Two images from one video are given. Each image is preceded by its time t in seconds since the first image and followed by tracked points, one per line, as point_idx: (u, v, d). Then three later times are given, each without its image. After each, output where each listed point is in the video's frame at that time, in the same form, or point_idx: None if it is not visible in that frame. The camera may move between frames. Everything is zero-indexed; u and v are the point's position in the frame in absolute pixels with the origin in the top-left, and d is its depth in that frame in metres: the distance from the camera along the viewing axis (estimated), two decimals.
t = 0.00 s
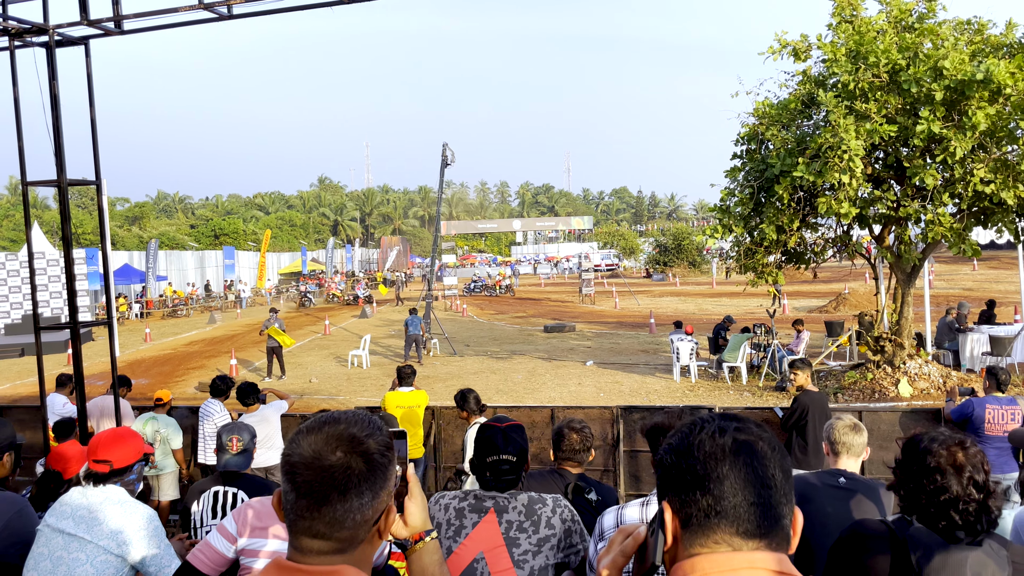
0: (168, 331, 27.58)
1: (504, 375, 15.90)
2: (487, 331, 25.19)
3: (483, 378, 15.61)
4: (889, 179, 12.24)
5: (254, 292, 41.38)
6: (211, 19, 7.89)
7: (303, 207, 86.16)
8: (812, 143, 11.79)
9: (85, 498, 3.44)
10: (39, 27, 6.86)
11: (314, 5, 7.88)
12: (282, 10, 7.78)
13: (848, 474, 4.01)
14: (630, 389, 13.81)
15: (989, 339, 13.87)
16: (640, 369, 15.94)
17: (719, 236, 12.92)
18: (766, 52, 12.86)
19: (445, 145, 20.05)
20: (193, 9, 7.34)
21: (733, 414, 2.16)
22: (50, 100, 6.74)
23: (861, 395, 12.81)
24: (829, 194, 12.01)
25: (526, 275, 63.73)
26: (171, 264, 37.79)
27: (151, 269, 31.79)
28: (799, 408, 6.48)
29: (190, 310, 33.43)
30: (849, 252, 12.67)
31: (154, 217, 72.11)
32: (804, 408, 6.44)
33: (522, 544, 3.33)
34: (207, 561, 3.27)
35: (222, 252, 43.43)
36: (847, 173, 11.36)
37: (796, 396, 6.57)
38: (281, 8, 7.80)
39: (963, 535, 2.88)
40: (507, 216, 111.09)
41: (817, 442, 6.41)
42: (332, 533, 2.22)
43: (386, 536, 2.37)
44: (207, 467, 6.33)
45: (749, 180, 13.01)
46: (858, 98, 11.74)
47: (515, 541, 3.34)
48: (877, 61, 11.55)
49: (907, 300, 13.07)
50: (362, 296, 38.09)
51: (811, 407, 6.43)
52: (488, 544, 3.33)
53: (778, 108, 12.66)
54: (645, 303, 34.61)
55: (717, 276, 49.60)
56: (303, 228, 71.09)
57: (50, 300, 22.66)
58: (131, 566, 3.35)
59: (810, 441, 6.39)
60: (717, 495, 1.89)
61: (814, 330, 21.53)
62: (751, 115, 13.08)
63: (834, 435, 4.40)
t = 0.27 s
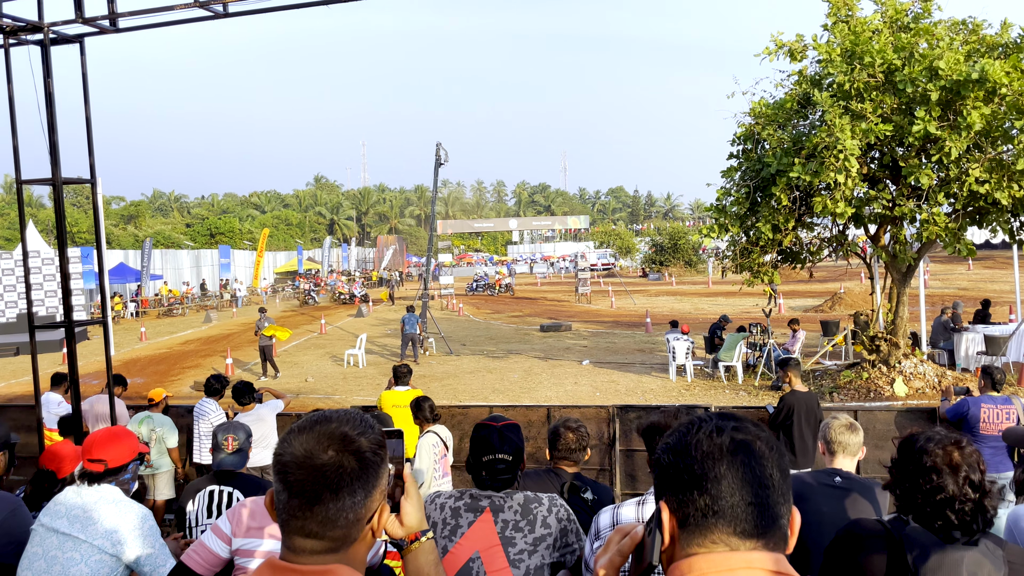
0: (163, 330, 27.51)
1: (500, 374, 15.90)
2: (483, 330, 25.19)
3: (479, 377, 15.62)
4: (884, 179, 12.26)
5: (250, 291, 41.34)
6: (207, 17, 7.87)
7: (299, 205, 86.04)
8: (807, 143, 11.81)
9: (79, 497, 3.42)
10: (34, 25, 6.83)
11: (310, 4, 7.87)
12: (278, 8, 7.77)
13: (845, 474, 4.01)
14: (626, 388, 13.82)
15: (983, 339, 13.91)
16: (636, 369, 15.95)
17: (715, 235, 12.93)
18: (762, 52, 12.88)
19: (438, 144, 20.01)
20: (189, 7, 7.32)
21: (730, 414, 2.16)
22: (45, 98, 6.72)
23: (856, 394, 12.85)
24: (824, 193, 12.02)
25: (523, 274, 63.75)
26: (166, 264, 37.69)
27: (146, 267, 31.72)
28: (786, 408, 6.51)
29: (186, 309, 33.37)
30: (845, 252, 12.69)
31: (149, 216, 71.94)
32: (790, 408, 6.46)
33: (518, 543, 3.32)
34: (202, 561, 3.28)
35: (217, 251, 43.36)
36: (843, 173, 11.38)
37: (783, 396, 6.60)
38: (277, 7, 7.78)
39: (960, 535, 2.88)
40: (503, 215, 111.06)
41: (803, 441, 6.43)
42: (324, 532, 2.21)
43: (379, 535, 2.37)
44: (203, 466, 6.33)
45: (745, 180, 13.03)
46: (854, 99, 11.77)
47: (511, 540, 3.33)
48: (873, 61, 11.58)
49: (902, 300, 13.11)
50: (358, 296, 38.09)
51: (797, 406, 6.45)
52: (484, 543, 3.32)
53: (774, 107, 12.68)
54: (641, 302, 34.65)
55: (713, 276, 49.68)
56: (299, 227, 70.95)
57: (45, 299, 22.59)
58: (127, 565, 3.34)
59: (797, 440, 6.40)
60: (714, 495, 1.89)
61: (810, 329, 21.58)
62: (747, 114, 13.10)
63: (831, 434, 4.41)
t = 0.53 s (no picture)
0: (157, 329, 27.44)
1: (495, 373, 15.90)
2: (478, 329, 25.20)
3: (474, 376, 15.62)
4: (878, 178, 12.30)
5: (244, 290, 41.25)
6: (201, 16, 7.85)
7: (294, 204, 85.86)
8: (801, 142, 11.84)
9: (72, 496, 3.41)
10: (27, 23, 6.81)
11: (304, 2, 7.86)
12: (272, 6, 7.75)
13: (838, 472, 4.02)
14: (620, 387, 13.85)
15: (976, 338, 13.94)
16: (630, 368, 15.97)
17: (709, 234, 12.95)
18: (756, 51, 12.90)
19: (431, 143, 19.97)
20: (182, 5, 7.30)
21: (725, 412, 2.17)
22: (38, 95, 6.70)
23: (849, 393, 12.89)
24: (818, 192, 12.05)
25: (518, 273, 63.77)
26: (160, 262, 37.59)
27: (140, 266, 31.62)
28: (770, 405, 6.54)
29: (179, 308, 33.29)
30: (838, 251, 12.72)
31: (143, 214, 71.70)
32: (773, 406, 6.50)
33: (512, 542, 3.32)
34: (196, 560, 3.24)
35: (211, 249, 43.26)
36: (836, 172, 11.42)
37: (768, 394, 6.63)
38: (272, 5, 7.77)
39: (952, 533, 2.88)
40: (498, 214, 111.01)
41: (788, 438, 6.47)
42: (315, 530, 2.21)
43: (371, 534, 2.36)
44: (197, 465, 6.32)
45: (738, 179, 13.05)
46: (847, 98, 11.80)
47: (505, 539, 3.34)
48: (866, 61, 11.62)
49: (895, 299, 13.15)
50: (353, 295, 38.05)
51: (781, 403, 6.48)
52: (477, 542, 3.33)
53: (768, 107, 12.71)
54: (635, 301, 34.69)
55: (707, 275, 49.72)
56: (293, 225, 70.79)
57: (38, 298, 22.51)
58: (120, 564, 3.34)
59: (780, 437, 6.44)
60: (709, 493, 1.90)
61: (804, 328, 21.63)
62: (741, 114, 13.13)
63: (825, 432, 4.42)
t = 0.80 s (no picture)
0: (150, 327, 27.35)
1: (489, 372, 15.91)
2: (472, 327, 25.21)
3: (468, 375, 15.63)
4: (870, 177, 12.34)
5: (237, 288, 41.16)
6: (193, 13, 7.82)
7: (287, 202, 85.66)
8: (794, 141, 11.87)
9: (63, 496, 3.40)
10: (18, 20, 6.77)
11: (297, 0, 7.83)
12: (265, 5, 7.73)
13: (830, 470, 4.04)
14: (614, 385, 13.87)
15: (968, 336, 14.01)
16: (623, 366, 15.99)
17: (702, 233, 12.97)
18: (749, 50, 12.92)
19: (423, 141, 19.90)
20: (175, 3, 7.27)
21: (716, 409, 2.18)
22: (29, 93, 6.66)
23: (842, 391, 12.94)
24: (811, 191, 12.09)
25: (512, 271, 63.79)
26: (152, 260, 37.47)
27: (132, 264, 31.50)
28: (761, 402, 6.56)
29: (172, 306, 33.19)
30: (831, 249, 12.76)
31: (135, 212, 71.43)
32: (763, 403, 6.52)
33: (505, 540, 3.32)
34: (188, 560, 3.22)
35: (204, 248, 43.14)
36: (828, 171, 11.45)
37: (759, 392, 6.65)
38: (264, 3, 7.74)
39: (944, 531, 2.89)
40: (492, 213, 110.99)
41: (777, 436, 6.49)
42: (306, 528, 2.21)
43: (363, 532, 2.36)
44: (189, 463, 6.30)
45: (732, 178, 13.07)
46: (840, 97, 11.83)
47: (498, 537, 3.33)
48: (859, 60, 11.65)
49: (888, 297, 13.20)
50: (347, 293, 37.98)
51: (771, 401, 6.50)
52: (471, 540, 3.32)
53: (761, 106, 12.74)
54: (629, 300, 34.76)
55: (701, 274, 49.79)
56: (286, 224, 70.64)
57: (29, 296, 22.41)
58: (112, 564, 3.33)
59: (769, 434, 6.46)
60: (700, 486, 1.91)
61: (796, 327, 21.69)
62: (734, 112, 13.16)
63: (817, 430, 4.44)
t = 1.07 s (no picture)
0: (140, 326, 27.21)
1: (481, 370, 15.90)
2: (464, 326, 25.19)
3: (460, 373, 15.62)
4: (861, 175, 12.38)
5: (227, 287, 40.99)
6: (183, 10, 7.77)
7: (278, 200, 85.38)
8: (785, 139, 11.92)
9: (53, 495, 3.39)
10: (6, 17, 6.71)
11: None
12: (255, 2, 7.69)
13: (820, 468, 4.06)
14: (606, 383, 13.88)
15: (957, 333, 14.08)
16: (615, 364, 16.01)
17: (693, 231, 13.00)
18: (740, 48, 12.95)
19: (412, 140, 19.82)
20: None
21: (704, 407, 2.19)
22: (17, 90, 6.61)
23: (833, 388, 12.99)
24: (802, 189, 12.13)
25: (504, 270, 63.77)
26: (143, 259, 37.28)
27: (122, 263, 31.34)
28: (753, 400, 6.59)
29: (163, 305, 33.05)
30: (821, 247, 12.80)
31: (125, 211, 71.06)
32: (756, 400, 6.55)
33: (496, 538, 3.32)
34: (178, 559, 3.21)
35: (195, 246, 42.97)
36: (819, 170, 11.49)
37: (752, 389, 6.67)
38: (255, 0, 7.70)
39: (933, 527, 2.91)
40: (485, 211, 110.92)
41: (769, 433, 6.51)
42: (297, 526, 2.21)
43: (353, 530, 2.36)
44: (180, 462, 6.27)
45: (723, 176, 13.09)
46: (831, 96, 11.88)
47: (490, 535, 3.33)
48: (849, 59, 11.69)
49: (878, 295, 13.26)
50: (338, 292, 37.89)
51: (764, 399, 6.53)
52: (463, 538, 3.32)
53: (752, 104, 12.77)
54: (621, 298, 34.81)
55: (692, 272, 49.90)
56: (277, 222, 70.42)
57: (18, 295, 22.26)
58: (101, 563, 3.31)
59: (761, 432, 6.48)
60: (686, 477, 1.92)
61: (787, 325, 21.76)
62: (725, 111, 13.20)
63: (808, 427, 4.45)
